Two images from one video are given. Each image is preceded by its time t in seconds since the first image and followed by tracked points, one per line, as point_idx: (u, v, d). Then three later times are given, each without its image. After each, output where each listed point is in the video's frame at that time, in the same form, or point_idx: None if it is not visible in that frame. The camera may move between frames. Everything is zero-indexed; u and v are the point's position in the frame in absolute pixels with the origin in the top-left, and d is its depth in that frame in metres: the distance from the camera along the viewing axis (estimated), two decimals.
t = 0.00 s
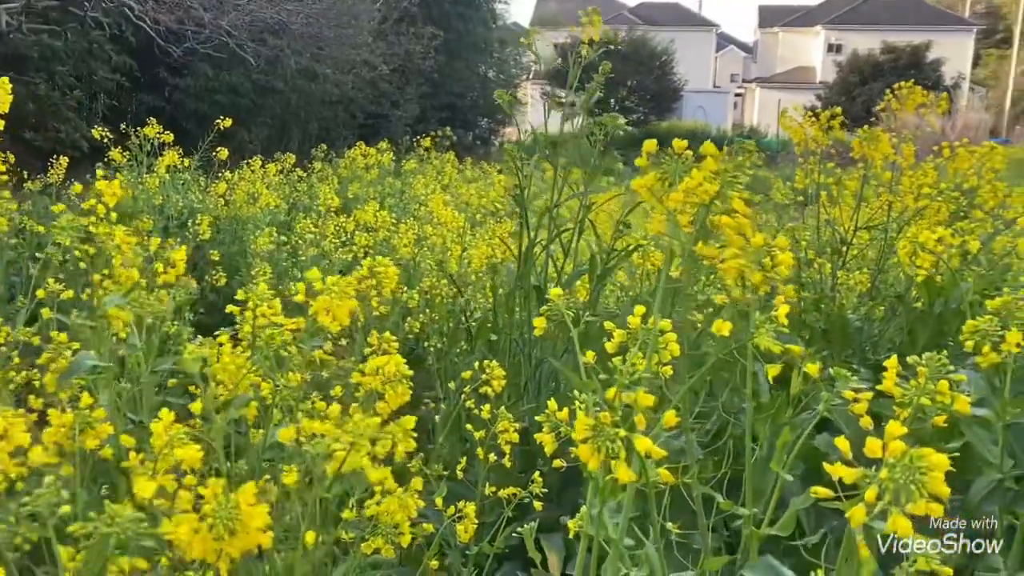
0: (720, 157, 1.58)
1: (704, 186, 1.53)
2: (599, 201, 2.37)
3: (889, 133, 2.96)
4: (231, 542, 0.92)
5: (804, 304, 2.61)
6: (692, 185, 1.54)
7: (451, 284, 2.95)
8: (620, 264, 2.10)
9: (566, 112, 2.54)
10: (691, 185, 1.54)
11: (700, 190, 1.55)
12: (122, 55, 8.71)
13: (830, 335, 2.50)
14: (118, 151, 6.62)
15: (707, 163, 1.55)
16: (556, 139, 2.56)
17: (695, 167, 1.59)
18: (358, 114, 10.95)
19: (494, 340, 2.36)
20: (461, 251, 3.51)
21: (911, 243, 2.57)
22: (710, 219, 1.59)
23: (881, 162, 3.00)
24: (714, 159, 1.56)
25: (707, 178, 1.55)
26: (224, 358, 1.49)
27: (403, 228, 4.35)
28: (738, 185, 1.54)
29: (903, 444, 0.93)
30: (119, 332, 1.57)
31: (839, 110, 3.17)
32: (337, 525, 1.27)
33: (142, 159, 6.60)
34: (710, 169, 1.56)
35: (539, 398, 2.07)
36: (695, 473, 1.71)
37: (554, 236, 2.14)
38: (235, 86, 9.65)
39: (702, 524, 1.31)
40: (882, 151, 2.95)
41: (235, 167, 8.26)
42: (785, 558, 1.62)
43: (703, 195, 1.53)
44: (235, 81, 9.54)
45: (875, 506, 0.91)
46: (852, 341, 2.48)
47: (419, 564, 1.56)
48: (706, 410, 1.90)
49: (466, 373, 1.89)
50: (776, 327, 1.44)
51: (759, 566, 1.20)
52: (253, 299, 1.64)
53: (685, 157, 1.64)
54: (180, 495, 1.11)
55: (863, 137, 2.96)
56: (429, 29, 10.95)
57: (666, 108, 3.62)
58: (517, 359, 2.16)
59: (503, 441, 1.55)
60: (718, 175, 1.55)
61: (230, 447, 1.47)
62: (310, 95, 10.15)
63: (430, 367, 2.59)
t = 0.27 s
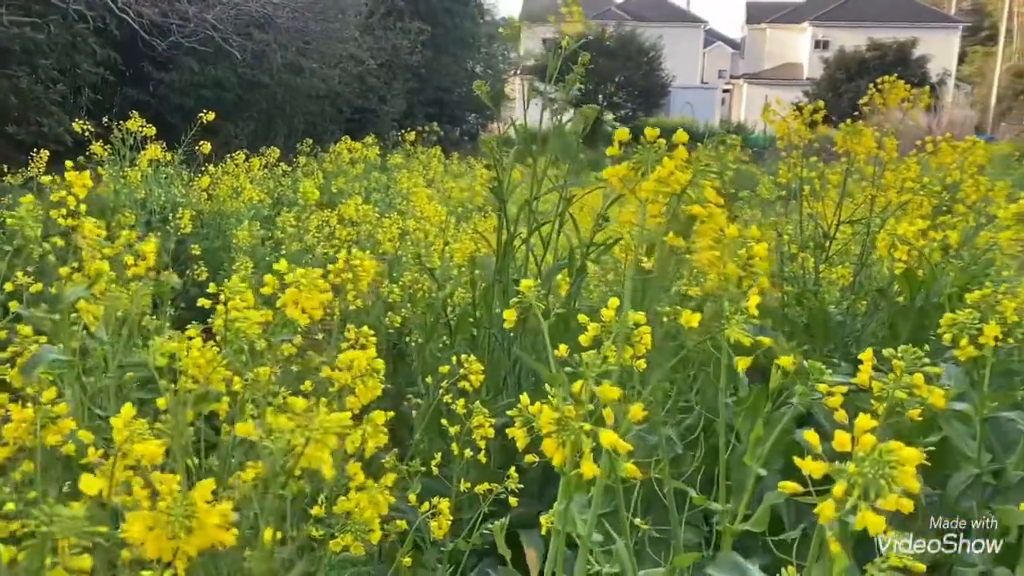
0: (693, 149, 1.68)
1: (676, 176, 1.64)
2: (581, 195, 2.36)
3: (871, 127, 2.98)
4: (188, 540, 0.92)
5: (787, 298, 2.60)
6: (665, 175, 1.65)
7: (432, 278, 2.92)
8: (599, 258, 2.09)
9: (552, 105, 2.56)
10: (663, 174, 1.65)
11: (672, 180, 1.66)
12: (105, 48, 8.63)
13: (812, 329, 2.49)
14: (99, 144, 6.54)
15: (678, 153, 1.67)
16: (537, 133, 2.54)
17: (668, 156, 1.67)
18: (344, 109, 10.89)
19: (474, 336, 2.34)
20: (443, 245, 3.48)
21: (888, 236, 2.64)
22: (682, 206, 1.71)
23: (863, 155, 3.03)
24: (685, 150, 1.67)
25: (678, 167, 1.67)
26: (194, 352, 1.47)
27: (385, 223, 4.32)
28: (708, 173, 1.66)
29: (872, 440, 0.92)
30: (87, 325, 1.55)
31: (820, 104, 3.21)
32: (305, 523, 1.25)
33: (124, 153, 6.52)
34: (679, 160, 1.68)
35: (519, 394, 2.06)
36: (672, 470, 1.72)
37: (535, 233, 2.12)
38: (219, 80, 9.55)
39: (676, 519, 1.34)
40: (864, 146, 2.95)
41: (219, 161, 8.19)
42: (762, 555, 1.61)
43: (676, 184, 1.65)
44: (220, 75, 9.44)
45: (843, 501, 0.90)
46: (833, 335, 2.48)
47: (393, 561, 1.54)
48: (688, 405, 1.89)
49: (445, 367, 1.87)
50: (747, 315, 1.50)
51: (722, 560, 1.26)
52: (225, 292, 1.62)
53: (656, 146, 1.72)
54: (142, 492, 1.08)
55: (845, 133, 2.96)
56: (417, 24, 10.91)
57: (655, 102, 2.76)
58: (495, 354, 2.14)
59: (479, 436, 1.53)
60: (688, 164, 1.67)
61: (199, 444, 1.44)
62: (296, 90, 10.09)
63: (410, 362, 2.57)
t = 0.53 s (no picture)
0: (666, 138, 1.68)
1: (648, 166, 1.64)
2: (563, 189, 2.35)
3: (854, 122, 2.98)
4: (143, 537, 0.94)
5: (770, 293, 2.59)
6: (637, 165, 1.64)
7: (415, 273, 2.91)
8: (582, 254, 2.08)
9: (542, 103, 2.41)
10: (635, 165, 1.64)
11: (645, 169, 1.66)
12: (92, 42, 8.58)
13: (795, 324, 2.48)
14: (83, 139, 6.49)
15: (650, 143, 1.65)
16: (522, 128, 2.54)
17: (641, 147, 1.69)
18: (333, 105, 10.85)
19: (456, 331, 2.32)
20: (428, 240, 3.47)
21: (869, 229, 2.66)
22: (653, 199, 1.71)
23: (848, 150, 3.03)
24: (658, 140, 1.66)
25: (651, 157, 1.66)
26: (165, 347, 1.45)
27: (371, 219, 4.30)
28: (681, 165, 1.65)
29: (839, 433, 0.91)
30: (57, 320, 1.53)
31: (804, 99, 3.16)
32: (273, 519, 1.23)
33: (109, 148, 6.48)
34: (651, 152, 1.67)
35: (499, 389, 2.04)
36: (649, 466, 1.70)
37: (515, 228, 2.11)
38: (207, 75, 9.50)
39: (650, 515, 1.32)
40: (848, 141, 2.95)
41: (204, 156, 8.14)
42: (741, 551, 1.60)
43: (648, 174, 1.65)
44: (207, 69, 9.40)
45: (811, 494, 0.89)
46: (816, 330, 2.48)
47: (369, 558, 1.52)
48: (669, 400, 1.88)
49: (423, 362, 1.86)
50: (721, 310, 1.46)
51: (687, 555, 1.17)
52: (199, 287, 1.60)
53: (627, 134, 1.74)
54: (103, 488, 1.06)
55: (829, 128, 2.96)
56: (406, 19, 10.87)
57: (645, 99, 2.69)
58: (475, 350, 2.13)
59: (455, 432, 1.51)
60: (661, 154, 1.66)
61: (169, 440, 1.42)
62: (284, 85, 10.04)
63: (393, 357, 2.56)
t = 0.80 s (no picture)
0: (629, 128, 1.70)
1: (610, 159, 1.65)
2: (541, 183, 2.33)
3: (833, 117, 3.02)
4: (85, 539, 0.96)
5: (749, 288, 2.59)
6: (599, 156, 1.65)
7: (394, 267, 2.89)
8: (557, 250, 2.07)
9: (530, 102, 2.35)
10: (598, 157, 1.65)
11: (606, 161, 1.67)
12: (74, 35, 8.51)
13: (774, 319, 2.47)
14: (63, 133, 6.43)
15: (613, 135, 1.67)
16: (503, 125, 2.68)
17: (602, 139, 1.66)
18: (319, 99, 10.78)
19: (432, 327, 2.30)
20: (408, 234, 3.45)
21: (844, 224, 2.71)
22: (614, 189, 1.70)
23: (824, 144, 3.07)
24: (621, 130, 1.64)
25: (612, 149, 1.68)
26: (127, 343, 1.43)
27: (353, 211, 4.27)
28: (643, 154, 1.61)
29: (793, 429, 0.90)
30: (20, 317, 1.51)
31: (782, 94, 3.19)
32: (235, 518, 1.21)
33: (88, 141, 6.42)
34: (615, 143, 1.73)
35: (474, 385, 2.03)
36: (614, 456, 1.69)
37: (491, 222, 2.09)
38: (189, 69, 9.65)
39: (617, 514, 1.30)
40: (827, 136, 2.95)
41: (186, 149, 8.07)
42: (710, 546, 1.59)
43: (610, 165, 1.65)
44: (191, 63, 9.58)
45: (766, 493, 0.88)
46: (794, 326, 2.48)
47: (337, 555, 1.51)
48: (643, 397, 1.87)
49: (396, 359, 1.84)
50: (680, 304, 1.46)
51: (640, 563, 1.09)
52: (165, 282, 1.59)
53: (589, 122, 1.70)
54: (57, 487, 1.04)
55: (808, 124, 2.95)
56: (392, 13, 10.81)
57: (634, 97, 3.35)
58: (449, 346, 2.11)
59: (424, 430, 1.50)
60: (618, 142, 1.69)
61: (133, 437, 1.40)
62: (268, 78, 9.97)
63: (370, 353, 2.54)
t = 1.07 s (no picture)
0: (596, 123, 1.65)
1: (580, 152, 1.60)
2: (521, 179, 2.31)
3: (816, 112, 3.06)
4: (34, 541, 0.98)
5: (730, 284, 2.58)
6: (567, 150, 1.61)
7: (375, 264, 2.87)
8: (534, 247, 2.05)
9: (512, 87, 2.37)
10: (567, 149, 1.61)
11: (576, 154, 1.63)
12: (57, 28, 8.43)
13: (755, 317, 2.47)
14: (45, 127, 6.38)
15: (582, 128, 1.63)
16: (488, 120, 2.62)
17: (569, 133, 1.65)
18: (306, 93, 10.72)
19: (411, 323, 2.29)
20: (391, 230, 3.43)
21: (819, 220, 2.70)
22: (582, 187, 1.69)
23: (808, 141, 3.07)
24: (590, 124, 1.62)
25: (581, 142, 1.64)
26: (94, 340, 1.41)
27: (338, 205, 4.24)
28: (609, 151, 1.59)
29: (758, 429, 0.87)
30: None
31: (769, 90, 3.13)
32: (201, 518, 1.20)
33: (71, 136, 6.36)
34: (583, 137, 1.65)
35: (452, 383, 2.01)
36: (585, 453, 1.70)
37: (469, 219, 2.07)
38: (176, 64, 9.55)
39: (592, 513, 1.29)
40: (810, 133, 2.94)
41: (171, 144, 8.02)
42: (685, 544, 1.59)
43: (580, 159, 1.61)
44: (177, 57, 9.45)
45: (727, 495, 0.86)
46: (775, 323, 2.47)
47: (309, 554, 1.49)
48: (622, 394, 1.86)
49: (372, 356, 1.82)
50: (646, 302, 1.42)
51: (598, 568, 1.03)
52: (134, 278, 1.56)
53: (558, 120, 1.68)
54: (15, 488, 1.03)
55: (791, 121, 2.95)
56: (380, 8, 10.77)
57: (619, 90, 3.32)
58: (427, 342, 2.10)
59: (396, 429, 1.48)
60: (590, 138, 1.63)
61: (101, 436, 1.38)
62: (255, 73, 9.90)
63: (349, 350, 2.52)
